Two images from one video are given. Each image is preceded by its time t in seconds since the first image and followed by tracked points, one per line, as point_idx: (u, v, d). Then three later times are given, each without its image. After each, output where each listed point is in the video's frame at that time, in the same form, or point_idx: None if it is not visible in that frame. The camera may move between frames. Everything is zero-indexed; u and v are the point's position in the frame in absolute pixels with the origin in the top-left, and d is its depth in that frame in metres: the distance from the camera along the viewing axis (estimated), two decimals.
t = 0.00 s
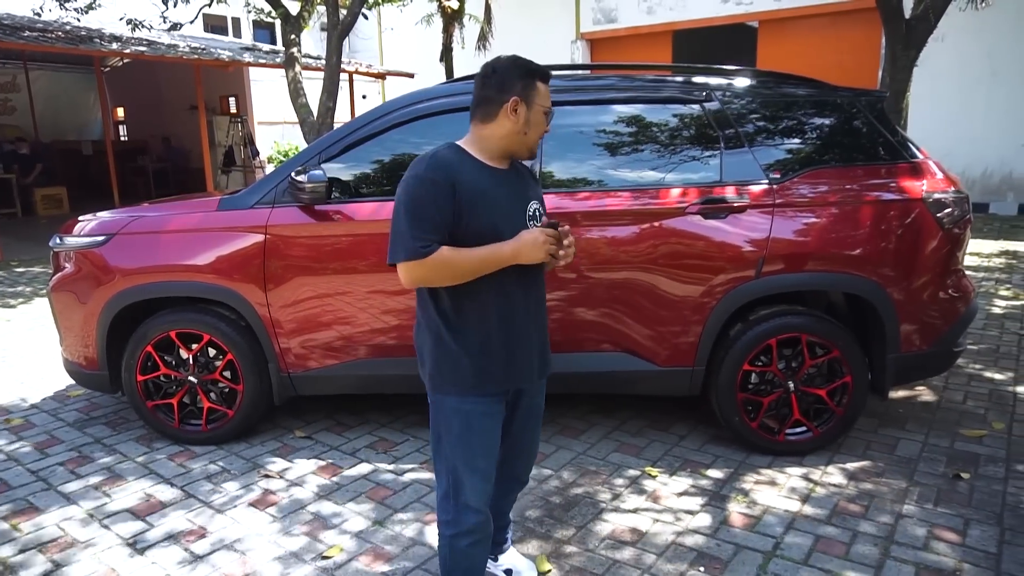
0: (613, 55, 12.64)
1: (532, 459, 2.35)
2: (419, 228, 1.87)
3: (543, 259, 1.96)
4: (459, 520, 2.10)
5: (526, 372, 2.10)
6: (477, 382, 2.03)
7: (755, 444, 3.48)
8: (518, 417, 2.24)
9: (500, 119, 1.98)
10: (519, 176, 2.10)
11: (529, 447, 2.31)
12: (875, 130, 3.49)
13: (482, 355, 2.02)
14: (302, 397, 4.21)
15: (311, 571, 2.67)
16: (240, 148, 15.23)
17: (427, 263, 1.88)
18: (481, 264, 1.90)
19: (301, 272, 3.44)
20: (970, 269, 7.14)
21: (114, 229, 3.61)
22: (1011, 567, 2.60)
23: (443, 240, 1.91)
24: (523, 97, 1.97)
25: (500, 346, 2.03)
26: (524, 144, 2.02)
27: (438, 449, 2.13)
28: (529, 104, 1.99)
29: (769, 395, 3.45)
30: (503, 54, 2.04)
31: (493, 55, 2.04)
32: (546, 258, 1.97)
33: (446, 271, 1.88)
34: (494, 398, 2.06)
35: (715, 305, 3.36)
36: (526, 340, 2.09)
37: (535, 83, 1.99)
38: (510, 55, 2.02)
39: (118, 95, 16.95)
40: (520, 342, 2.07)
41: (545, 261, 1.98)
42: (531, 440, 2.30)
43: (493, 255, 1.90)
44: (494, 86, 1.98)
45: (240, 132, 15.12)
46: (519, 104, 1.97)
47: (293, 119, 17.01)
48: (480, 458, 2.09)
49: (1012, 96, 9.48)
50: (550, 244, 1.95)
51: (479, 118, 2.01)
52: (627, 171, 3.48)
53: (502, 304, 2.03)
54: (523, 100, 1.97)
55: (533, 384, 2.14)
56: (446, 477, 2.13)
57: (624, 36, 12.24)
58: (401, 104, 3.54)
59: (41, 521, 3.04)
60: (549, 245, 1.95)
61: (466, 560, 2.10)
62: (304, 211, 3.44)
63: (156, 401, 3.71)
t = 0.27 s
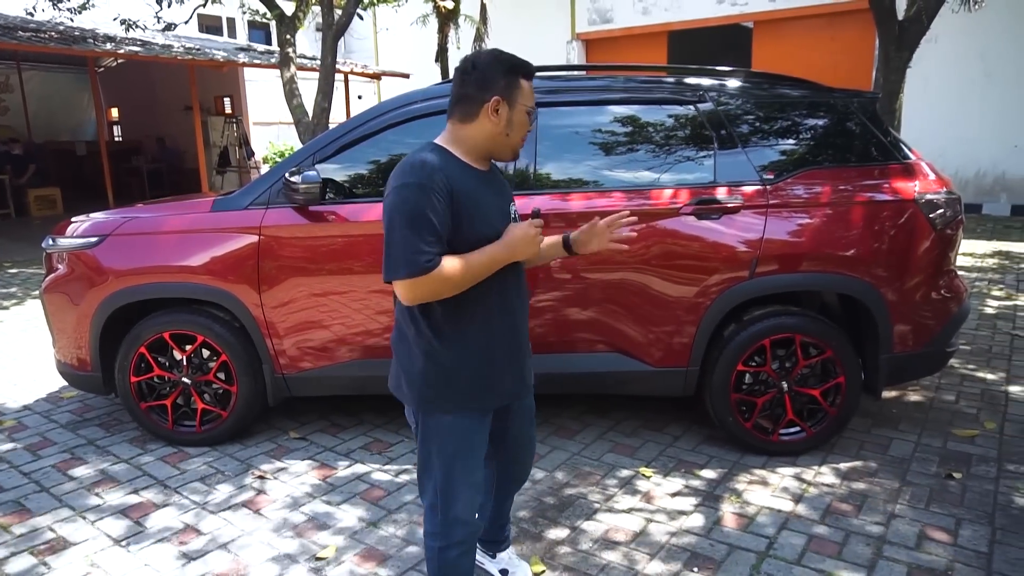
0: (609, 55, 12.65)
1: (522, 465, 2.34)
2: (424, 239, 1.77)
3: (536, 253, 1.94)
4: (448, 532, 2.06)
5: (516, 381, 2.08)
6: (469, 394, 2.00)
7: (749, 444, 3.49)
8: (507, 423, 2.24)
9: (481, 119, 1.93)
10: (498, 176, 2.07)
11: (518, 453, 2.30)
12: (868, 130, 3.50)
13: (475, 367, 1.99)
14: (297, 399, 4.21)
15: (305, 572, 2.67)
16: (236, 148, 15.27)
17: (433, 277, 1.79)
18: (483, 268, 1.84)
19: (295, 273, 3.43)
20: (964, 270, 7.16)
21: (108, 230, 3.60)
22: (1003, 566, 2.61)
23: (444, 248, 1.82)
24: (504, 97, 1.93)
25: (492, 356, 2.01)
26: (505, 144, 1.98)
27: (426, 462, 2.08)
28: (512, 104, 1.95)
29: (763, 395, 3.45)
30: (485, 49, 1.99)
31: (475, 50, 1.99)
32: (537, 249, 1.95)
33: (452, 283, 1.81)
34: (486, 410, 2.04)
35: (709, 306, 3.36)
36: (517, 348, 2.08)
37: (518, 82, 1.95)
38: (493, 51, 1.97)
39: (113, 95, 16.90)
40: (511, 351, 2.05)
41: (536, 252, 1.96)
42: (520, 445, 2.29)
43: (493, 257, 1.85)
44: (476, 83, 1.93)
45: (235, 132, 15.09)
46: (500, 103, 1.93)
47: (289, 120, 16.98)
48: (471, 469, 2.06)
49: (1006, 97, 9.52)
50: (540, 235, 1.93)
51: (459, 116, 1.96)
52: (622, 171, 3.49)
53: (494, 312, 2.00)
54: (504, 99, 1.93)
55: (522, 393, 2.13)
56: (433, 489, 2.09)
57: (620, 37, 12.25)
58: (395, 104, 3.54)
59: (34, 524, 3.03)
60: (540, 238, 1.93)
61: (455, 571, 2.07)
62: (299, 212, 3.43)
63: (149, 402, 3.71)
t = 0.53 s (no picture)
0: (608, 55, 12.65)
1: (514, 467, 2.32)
2: (429, 251, 1.71)
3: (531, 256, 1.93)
4: (445, 539, 2.06)
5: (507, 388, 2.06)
6: (461, 407, 1.96)
7: (746, 444, 3.48)
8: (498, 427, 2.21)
9: (469, 119, 1.88)
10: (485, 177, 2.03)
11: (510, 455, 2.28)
12: (867, 130, 3.50)
13: (466, 380, 1.95)
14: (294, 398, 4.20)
15: (301, 572, 2.66)
16: (236, 148, 15.29)
17: (440, 292, 1.73)
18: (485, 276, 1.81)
19: (292, 273, 3.43)
20: (963, 270, 7.15)
21: (105, 229, 3.60)
22: (1000, 566, 2.60)
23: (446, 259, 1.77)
24: (494, 98, 1.87)
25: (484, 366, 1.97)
26: (492, 147, 1.93)
27: (421, 469, 2.07)
28: (502, 105, 1.89)
29: (761, 395, 3.45)
30: (478, 45, 1.92)
31: (468, 44, 1.92)
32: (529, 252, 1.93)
33: (459, 295, 1.76)
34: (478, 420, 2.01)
35: (707, 305, 3.36)
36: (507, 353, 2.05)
37: (509, 82, 1.89)
38: (487, 47, 1.91)
39: (112, 95, 16.89)
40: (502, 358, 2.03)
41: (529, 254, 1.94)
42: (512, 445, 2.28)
43: (494, 265, 1.82)
44: (466, 81, 1.87)
45: (235, 132, 15.09)
46: (489, 104, 1.87)
47: (288, 120, 16.97)
48: (467, 474, 2.05)
49: (1005, 98, 9.52)
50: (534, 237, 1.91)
51: (446, 114, 1.90)
52: (621, 171, 3.49)
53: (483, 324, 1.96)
54: (494, 100, 1.87)
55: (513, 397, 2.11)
56: (429, 495, 2.09)
57: (619, 37, 12.25)
58: (392, 104, 3.53)
59: (30, 523, 3.02)
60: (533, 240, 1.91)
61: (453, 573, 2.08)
62: (297, 211, 3.43)
63: (147, 402, 3.70)
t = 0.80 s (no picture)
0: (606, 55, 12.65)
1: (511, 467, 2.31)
2: (427, 251, 1.71)
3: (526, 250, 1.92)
4: (444, 541, 2.06)
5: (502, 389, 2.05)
6: (455, 410, 1.95)
7: (744, 443, 3.48)
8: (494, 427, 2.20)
9: (463, 116, 1.88)
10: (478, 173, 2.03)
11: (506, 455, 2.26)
12: (864, 129, 3.50)
13: (459, 383, 1.94)
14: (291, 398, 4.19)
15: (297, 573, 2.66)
16: (233, 148, 15.27)
17: (438, 292, 1.73)
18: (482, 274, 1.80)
19: (289, 273, 3.42)
20: (960, 269, 7.16)
21: (101, 229, 3.59)
22: (997, 565, 2.60)
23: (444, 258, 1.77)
24: (489, 95, 1.87)
25: (476, 368, 1.96)
26: (487, 144, 1.93)
27: (418, 472, 2.06)
28: (497, 102, 1.89)
29: (758, 394, 3.45)
30: (471, 42, 1.92)
31: (461, 42, 1.91)
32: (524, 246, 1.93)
33: (456, 294, 1.76)
34: (473, 422, 2.00)
35: (704, 305, 3.36)
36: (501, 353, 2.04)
37: (504, 80, 1.89)
38: (480, 44, 1.91)
39: (109, 95, 16.86)
40: (496, 359, 2.01)
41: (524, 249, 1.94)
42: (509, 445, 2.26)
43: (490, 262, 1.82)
44: (460, 78, 1.87)
45: (233, 132, 15.07)
46: (484, 101, 1.87)
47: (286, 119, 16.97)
48: (464, 476, 2.05)
49: (1001, 97, 9.54)
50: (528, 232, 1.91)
51: (440, 111, 1.90)
52: (619, 170, 3.48)
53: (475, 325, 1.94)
54: (489, 98, 1.87)
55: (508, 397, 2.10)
56: (428, 497, 2.09)
57: (617, 36, 12.25)
58: (389, 103, 3.53)
59: (25, 524, 3.02)
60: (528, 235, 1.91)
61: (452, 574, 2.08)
62: (293, 211, 3.42)
63: (143, 402, 3.69)
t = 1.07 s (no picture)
0: (607, 55, 12.64)
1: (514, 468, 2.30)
2: (429, 254, 1.71)
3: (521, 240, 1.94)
4: (447, 543, 2.05)
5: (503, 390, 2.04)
6: (456, 411, 1.95)
7: (744, 443, 3.48)
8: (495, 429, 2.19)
9: (449, 115, 1.86)
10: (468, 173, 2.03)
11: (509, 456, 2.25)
12: (865, 129, 3.50)
13: (459, 385, 1.94)
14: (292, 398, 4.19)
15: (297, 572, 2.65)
16: (234, 148, 15.28)
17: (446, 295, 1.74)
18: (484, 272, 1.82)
19: (290, 272, 3.42)
20: (961, 270, 7.15)
21: (102, 228, 3.59)
22: (999, 566, 2.60)
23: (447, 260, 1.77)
24: (475, 93, 1.86)
25: (476, 369, 1.95)
26: (473, 142, 1.92)
27: (421, 475, 2.06)
28: (483, 100, 1.88)
29: (759, 395, 3.44)
30: (457, 39, 1.90)
31: (447, 38, 1.89)
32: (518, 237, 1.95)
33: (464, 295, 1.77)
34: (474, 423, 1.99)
35: (705, 305, 3.35)
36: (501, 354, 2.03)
37: (489, 76, 1.88)
38: (466, 41, 1.89)
39: (110, 95, 16.87)
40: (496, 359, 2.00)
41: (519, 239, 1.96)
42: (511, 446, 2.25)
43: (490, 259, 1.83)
44: (446, 76, 1.85)
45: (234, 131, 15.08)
46: (470, 99, 1.86)
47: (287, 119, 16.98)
48: (466, 478, 2.04)
49: (1003, 97, 9.53)
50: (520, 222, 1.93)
51: (425, 110, 1.88)
52: (620, 170, 3.48)
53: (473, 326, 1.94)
54: (474, 95, 1.86)
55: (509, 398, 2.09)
56: (431, 500, 2.08)
57: (617, 36, 12.25)
58: (389, 103, 3.53)
59: (26, 523, 3.02)
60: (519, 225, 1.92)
61: None
62: (294, 211, 3.42)
63: (144, 401, 3.69)
